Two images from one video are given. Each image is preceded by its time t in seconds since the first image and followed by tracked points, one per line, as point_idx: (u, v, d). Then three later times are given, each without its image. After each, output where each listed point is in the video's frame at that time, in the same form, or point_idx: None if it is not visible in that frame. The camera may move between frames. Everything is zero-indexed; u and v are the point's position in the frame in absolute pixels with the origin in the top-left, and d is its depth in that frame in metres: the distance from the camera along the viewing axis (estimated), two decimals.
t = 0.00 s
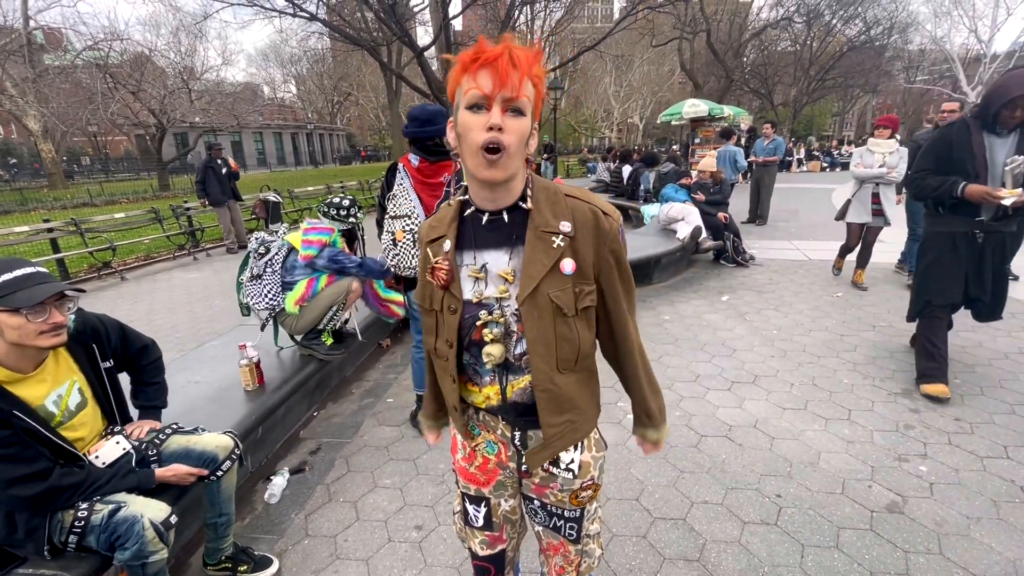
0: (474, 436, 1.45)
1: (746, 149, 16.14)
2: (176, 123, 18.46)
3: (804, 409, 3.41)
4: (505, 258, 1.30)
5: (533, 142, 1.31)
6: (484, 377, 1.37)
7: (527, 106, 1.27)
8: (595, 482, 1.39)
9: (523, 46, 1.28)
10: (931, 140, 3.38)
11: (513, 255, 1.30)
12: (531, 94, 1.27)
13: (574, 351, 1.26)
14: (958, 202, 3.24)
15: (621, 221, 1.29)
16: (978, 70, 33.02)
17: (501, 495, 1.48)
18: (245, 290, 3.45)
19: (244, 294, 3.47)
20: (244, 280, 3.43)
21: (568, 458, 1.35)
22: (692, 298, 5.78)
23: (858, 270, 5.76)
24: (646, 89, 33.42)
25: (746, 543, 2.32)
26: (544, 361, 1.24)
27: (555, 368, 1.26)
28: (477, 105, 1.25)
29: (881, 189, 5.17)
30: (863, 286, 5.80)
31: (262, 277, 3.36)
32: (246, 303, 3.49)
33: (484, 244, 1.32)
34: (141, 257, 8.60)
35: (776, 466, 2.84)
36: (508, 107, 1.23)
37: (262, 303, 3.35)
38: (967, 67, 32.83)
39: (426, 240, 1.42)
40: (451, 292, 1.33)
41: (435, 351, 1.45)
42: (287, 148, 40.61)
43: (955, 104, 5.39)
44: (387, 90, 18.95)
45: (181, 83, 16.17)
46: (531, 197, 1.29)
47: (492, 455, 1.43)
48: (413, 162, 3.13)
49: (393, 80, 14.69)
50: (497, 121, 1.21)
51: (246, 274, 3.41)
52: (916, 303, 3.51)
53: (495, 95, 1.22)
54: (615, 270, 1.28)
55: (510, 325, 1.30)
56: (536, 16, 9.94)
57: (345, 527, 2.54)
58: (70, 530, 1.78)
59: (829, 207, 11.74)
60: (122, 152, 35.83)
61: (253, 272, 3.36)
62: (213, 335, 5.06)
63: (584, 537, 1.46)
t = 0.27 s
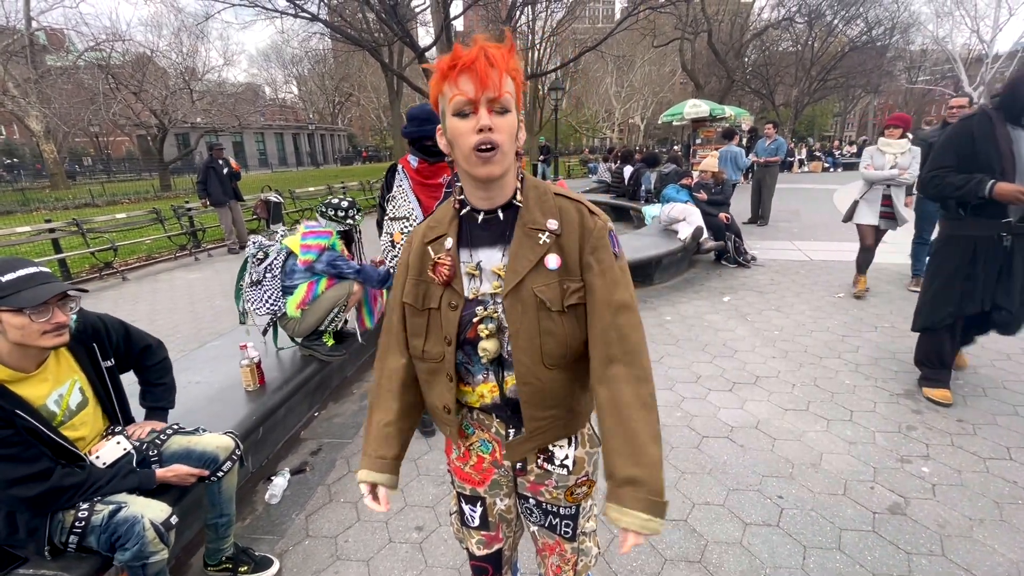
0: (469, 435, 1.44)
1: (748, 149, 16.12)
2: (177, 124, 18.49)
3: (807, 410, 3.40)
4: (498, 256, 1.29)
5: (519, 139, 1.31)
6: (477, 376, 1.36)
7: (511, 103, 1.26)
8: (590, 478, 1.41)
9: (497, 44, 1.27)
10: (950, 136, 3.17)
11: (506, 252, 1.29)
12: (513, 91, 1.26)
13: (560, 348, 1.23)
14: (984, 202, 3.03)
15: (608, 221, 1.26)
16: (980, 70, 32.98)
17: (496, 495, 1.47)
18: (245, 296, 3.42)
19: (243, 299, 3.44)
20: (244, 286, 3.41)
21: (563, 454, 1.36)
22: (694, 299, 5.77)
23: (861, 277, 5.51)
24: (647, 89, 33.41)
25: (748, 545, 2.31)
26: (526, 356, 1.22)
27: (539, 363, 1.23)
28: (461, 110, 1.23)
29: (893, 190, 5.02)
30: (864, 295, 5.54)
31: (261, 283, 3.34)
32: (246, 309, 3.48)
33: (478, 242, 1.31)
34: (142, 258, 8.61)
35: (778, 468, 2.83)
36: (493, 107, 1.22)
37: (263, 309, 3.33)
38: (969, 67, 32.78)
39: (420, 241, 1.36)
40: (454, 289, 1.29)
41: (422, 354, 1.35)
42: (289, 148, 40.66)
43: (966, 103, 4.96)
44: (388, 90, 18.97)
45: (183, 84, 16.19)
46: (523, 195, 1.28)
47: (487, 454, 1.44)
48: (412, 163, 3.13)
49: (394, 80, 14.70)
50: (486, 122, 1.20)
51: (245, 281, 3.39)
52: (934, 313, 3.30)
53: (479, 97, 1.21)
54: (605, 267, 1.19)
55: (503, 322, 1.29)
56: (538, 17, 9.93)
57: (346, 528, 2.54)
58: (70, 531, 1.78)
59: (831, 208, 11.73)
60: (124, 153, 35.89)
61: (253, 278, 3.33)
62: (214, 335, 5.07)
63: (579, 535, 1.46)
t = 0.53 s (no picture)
0: (464, 438, 1.43)
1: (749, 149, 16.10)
2: (179, 125, 18.51)
3: (809, 411, 3.38)
4: (487, 257, 1.28)
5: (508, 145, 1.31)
6: (470, 378, 1.35)
7: (502, 110, 1.25)
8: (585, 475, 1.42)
9: (494, 51, 1.27)
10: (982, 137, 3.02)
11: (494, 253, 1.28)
12: (505, 99, 1.26)
13: (548, 348, 1.23)
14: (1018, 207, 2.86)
15: (594, 219, 1.25)
16: (983, 70, 32.89)
17: (493, 497, 1.46)
18: (242, 302, 3.42)
19: (241, 305, 3.44)
20: (241, 292, 3.41)
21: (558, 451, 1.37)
22: (696, 300, 5.75)
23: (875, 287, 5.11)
24: (649, 89, 33.41)
25: (750, 546, 2.30)
26: (513, 354, 1.23)
27: (526, 361, 1.24)
28: (452, 112, 1.21)
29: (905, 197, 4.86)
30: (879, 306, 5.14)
31: (259, 288, 3.34)
32: (243, 313, 3.46)
33: (465, 244, 1.30)
34: (144, 258, 8.62)
35: (781, 469, 2.82)
36: (484, 113, 1.22)
37: (261, 314, 3.32)
38: (971, 67, 32.69)
39: (410, 245, 1.34)
40: (446, 292, 1.28)
41: (415, 360, 1.34)
42: (290, 149, 40.70)
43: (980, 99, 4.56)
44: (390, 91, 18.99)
45: (185, 85, 16.20)
46: (508, 195, 1.27)
47: (483, 456, 1.42)
48: (414, 163, 3.13)
49: (396, 81, 14.70)
50: (475, 128, 1.19)
51: (243, 286, 3.39)
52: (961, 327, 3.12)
53: (471, 103, 1.20)
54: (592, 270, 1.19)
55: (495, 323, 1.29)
56: (539, 17, 9.92)
57: (347, 529, 2.53)
58: (70, 531, 1.77)
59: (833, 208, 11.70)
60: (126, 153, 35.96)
61: (250, 283, 3.34)
62: (215, 335, 5.07)
63: (578, 536, 1.43)
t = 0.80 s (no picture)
0: (463, 440, 1.43)
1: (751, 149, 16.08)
2: (181, 125, 18.54)
3: (812, 412, 3.37)
4: (476, 263, 1.28)
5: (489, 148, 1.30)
6: (469, 384, 1.34)
7: (483, 115, 1.24)
8: (589, 475, 1.36)
9: (472, 54, 1.25)
10: None
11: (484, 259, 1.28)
12: (486, 103, 1.25)
13: (549, 352, 1.22)
14: None
15: (586, 218, 1.25)
16: (986, 70, 32.83)
17: (494, 500, 1.46)
18: (241, 305, 3.41)
19: (241, 309, 3.43)
20: (240, 296, 3.40)
21: (559, 451, 1.35)
22: (697, 300, 5.74)
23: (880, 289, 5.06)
24: (650, 90, 33.41)
25: (752, 548, 2.29)
26: (515, 360, 1.21)
27: (528, 369, 1.22)
28: (432, 118, 1.20)
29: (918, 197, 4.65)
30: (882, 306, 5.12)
31: (258, 291, 3.33)
32: (243, 316, 3.45)
33: (453, 251, 1.30)
34: (146, 259, 8.63)
35: (784, 470, 2.81)
36: (465, 119, 1.20)
37: (261, 317, 3.32)
38: (973, 67, 32.66)
39: (394, 253, 1.36)
40: (430, 302, 1.30)
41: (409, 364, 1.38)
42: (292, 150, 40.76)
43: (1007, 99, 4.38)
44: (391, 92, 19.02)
45: (186, 86, 16.20)
46: (496, 199, 1.27)
47: (483, 458, 1.42)
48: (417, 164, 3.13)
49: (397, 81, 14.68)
50: (456, 135, 1.18)
51: (242, 289, 3.38)
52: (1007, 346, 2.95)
53: (451, 110, 1.19)
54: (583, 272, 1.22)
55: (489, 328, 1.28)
56: (541, 17, 9.92)
57: (348, 530, 2.52)
58: (71, 532, 1.77)
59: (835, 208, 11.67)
60: (127, 154, 36.01)
61: (248, 287, 3.32)
62: (217, 336, 5.07)
63: (581, 535, 1.45)
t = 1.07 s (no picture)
0: (465, 441, 1.42)
1: (752, 150, 16.08)
2: (182, 126, 18.57)
3: (812, 413, 3.37)
4: (473, 258, 1.28)
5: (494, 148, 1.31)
6: (466, 384, 1.35)
7: (491, 119, 1.25)
8: (590, 476, 1.38)
9: (485, 54, 1.23)
10: None
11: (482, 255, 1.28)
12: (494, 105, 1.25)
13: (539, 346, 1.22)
14: None
15: (579, 211, 1.27)
16: (987, 70, 32.79)
17: (498, 502, 1.46)
18: (242, 307, 3.42)
19: (241, 310, 3.43)
20: (241, 297, 3.40)
21: (559, 452, 1.33)
22: (698, 301, 5.74)
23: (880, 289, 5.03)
24: (651, 91, 33.44)
25: (753, 549, 2.29)
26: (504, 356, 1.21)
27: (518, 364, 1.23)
28: (442, 120, 1.20)
29: (928, 200, 4.40)
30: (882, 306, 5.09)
31: (258, 293, 3.34)
32: (243, 318, 3.45)
33: (453, 247, 1.30)
34: (147, 260, 8.64)
35: (785, 471, 2.81)
36: (474, 122, 1.21)
37: (261, 318, 3.32)
38: (974, 68, 32.67)
39: (396, 250, 1.34)
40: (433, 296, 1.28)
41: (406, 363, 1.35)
42: (293, 151, 40.82)
43: None
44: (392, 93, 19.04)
45: (187, 87, 16.22)
46: (492, 194, 1.28)
47: (484, 459, 1.41)
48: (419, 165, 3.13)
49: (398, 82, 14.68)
50: (465, 140, 1.19)
51: (241, 292, 3.38)
52: None
53: (461, 114, 1.19)
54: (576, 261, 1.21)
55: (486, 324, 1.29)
56: (541, 19, 9.93)
57: (349, 531, 2.52)
58: (73, 533, 1.77)
59: (836, 209, 11.67)
60: (128, 155, 36.05)
61: (249, 288, 3.33)
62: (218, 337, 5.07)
63: (584, 539, 1.45)
